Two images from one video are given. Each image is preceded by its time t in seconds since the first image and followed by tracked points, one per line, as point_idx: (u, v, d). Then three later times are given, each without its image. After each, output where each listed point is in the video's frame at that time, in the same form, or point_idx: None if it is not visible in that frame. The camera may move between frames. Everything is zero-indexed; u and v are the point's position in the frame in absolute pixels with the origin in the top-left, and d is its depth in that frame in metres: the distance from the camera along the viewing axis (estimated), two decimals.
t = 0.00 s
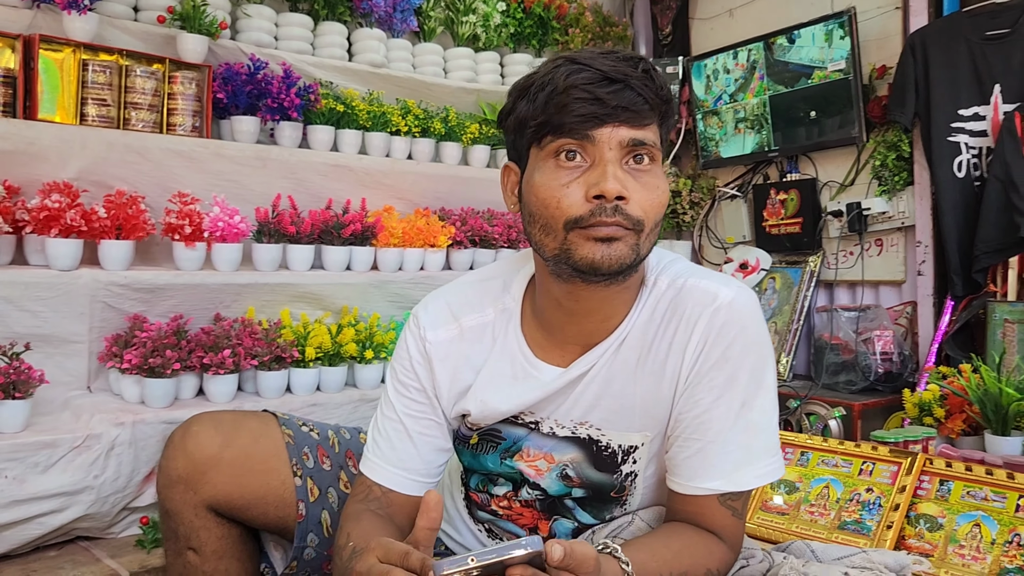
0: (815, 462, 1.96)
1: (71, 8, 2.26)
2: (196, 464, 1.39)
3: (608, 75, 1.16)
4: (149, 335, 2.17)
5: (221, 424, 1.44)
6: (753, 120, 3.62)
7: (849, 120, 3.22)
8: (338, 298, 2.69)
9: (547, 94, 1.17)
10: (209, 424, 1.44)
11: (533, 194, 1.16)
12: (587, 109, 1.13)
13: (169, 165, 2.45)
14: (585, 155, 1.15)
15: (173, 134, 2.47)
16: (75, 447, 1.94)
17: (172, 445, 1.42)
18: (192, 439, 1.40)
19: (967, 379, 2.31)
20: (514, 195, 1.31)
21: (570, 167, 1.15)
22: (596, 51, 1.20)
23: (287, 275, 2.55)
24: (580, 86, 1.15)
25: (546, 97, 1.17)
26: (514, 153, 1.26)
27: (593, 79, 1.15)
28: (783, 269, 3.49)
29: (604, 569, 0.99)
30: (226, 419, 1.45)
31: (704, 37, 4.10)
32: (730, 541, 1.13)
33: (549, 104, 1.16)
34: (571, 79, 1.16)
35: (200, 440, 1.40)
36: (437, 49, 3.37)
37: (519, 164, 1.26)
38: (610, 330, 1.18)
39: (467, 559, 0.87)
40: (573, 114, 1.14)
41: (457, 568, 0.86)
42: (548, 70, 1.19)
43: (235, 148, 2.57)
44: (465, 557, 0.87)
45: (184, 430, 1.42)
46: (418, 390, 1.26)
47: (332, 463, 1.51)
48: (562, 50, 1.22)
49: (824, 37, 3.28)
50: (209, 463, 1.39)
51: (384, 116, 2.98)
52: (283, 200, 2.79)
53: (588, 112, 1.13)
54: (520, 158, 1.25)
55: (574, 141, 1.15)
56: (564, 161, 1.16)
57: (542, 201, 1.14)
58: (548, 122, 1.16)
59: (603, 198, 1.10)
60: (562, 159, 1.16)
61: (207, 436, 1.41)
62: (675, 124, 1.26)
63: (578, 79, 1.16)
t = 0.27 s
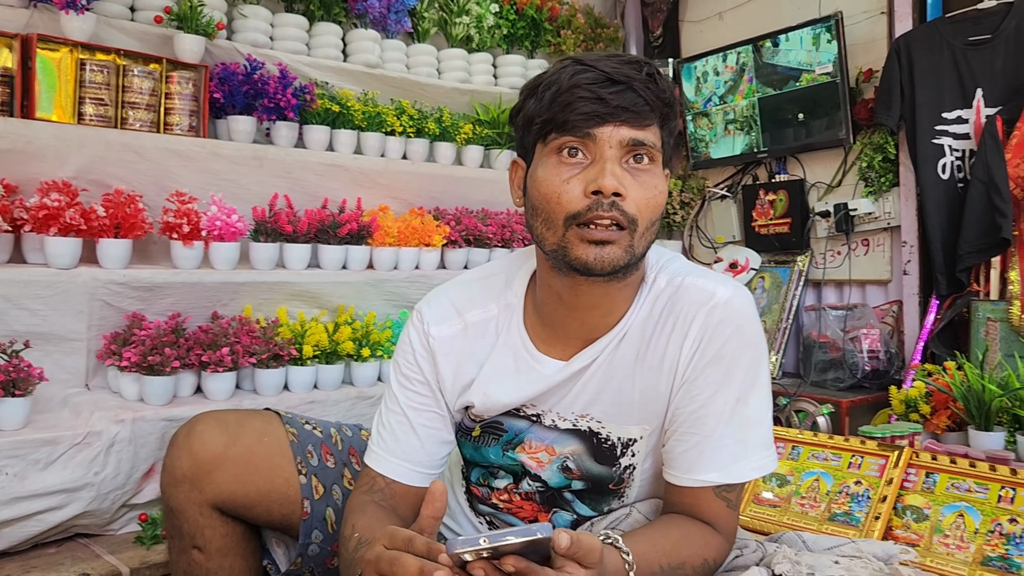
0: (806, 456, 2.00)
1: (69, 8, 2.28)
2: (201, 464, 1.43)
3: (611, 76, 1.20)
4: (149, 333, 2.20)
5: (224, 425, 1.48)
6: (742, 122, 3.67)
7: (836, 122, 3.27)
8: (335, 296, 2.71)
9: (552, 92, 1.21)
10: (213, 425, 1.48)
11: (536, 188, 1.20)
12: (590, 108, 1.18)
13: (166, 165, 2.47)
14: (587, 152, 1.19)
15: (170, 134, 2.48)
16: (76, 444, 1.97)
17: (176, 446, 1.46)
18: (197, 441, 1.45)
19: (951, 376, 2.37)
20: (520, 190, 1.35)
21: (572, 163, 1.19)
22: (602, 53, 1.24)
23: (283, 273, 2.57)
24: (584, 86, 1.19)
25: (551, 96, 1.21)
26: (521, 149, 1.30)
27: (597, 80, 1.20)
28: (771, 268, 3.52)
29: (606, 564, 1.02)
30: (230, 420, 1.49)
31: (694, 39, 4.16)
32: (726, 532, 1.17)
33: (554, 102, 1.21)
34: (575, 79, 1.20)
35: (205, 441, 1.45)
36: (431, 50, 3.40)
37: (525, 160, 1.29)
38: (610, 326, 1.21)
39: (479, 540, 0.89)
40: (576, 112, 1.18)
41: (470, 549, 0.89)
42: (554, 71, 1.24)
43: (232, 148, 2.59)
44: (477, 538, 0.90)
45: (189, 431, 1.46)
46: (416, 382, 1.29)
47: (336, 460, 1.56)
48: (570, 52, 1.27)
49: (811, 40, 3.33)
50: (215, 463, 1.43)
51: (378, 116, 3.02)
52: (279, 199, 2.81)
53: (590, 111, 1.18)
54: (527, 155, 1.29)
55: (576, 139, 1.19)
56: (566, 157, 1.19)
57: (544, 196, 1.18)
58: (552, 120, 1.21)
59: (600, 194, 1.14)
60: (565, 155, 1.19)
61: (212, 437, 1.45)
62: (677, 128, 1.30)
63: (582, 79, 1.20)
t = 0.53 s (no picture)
0: (800, 453, 2.02)
1: (64, 6, 2.26)
2: (205, 478, 1.25)
3: (611, 79, 1.20)
4: (144, 332, 2.19)
5: (229, 433, 1.30)
6: (734, 122, 3.70)
7: (825, 123, 3.31)
8: (329, 295, 2.71)
9: (552, 95, 1.22)
10: (217, 433, 1.30)
11: (537, 189, 1.22)
12: (590, 111, 1.18)
13: (161, 162, 2.46)
14: (586, 155, 1.20)
15: (165, 132, 2.48)
16: (71, 443, 1.96)
17: (176, 454, 1.29)
18: (201, 450, 1.27)
19: (941, 374, 2.40)
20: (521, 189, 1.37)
21: (571, 166, 1.21)
22: (602, 54, 1.24)
23: (279, 272, 2.57)
24: (584, 89, 1.20)
25: (551, 98, 1.22)
26: (522, 149, 1.31)
27: (596, 82, 1.20)
28: (763, 268, 3.55)
29: (605, 560, 1.02)
30: (235, 427, 1.32)
31: (688, 39, 4.19)
32: (722, 527, 1.18)
33: (554, 105, 1.21)
34: (575, 81, 1.20)
35: (209, 452, 1.26)
36: (426, 49, 3.40)
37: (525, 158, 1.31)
38: (611, 322, 1.24)
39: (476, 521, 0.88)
40: (576, 115, 1.19)
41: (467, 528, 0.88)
42: (554, 72, 1.24)
43: (227, 146, 2.58)
44: (473, 519, 0.89)
45: (191, 438, 1.29)
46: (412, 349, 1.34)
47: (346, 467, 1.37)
48: (570, 52, 1.27)
49: (802, 42, 3.36)
50: (220, 477, 1.25)
51: (373, 115, 3.02)
52: (274, 198, 2.81)
53: (590, 114, 1.18)
54: (527, 154, 1.30)
55: (576, 142, 1.20)
56: (566, 160, 1.21)
57: (544, 197, 1.20)
58: (552, 122, 1.21)
59: (599, 198, 1.16)
60: (565, 158, 1.21)
61: (217, 447, 1.27)
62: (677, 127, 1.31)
63: (582, 81, 1.21)
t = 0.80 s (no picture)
0: (804, 457, 2.02)
1: (65, 7, 2.26)
2: (229, 519, 1.22)
3: (597, 77, 1.20)
4: (145, 334, 2.19)
5: (250, 469, 1.28)
6: (734, 125, 3.70)
7: (825, 126, 3.31)
8: (329, 298, 2.71)
9: (537, 97, 1.22)
10: (237, 470, 1.27)
11: (529, 192, 1.22)
12: (577, 111, 1.19)
13: (161, 164, 2.45)
14: (575, 155, 1.20)
15: (165, 134, 2.47)
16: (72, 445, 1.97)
17: (192, 490, 1.25)
18: (223, 492, 1.23)
19: (942, 377, 2.39)
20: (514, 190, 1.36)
21: (562, 166, 1.21)
22: (586, 52, 1.24)
23: (279, 275, 2.57)
24: (569, 89, 1.20)
25: (536, 101, 1.22)
26: (512, 151, 1.31)
27: (582, 81, 1.20)
28: (763, 271, 3.54)
29: (614, 563, 1.01)
30: (253, 461, 1.29)
31: (687, 42, 4.19)
32: (728, 530, 1.18)
33: (541, 106, 1.22)
34: (560, 82, 1.20)
35: (234, 489, 1.24)
36: (426, 52, 3.40)
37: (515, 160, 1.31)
38: (610, 320, 1.25)
39: (489, 508, 0.92)
40: (563, 116, 1.19)
41: (479, 517, 0.91)
42: (540, 72, 1.24)
43: (227, 148, 2.58)
44: (486, 507, 0.93)
45: (210, 475, 1.25)
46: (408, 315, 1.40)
47: (361, 490, 1.40)
48: (554, 52, 1.26)
49: (802, 45, 3.37)
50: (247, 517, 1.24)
51: (374, 118, 3.01)
52: (275, 200, 2.81)
53: (577, 114, 1.19)
54: (518, 156, 1.30)
55: (564, 143, 1.20)
56: (556, 160, 1.21)
57: (536, 199, 1.20)
58: (540, 124, 1.22)
59: (591, 197, 1.15)
60: (554, 158, 1.21)
61: (241, 484, 1.25)
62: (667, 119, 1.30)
63: (567, 81, 1.21)
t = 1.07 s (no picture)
0: (808, 464, 2.01)
1: (69, 12, 2.27)
2: (243, 540, 1.23)
3: (570, 85, 1.20)
4: (148, 339, 2.19)
5: (264, 490, 1.26)
6: (738, 129, 3.69)
7: (830, 129, 3.30)
8: (332, 303, 2.71)
9: (511, 107, 1.21)
10: (251, 491, 1.25)
11: (505, 202, 1.21)
12: (551, 119, 1.18)
13: (164, 169, 2.45)
14: (551, 163, 1.20)
15: (169, 139, 2.48)
16: (74, 451, 1.96)
17: (206, 510, 1.24)
18: (236, 514, 1.23)
19: (948, 382, 2.35)
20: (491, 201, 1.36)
21: (538, 175, 1.20)
22: (559, 60, 1.24)
23: (282, 279, 2.56)
24: (543, 98, 1.19)
25: (510, 110, 1.22)
26: (487, 161, 1.31)
27: (556, 89, 1.19)
28: (767, 275, 3.57)
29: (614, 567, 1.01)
30: (267, 481, 1.28)
31: (691, 46, 4.15)
32: (731, 538, 1.17)
33: (515, 115, 1.21)
34: (533, 90, 1.20)
35: (246, 514, 1.23)
36: (430, 56, 3.40)
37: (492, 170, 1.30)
38: (594, 327, 1.25)
39: (485, 512, 0.94)
40: (537, 125, 1.18)
41: (476, 521, 0.93)
42: (513, 81, 1.24)
43: (230, 153, 2.59)
44: (483, 510, 0.95)
45: (224, 497, 1.24)
46: (393, 357, 1.42)
47: (375, 501, 1.39)
48: (527, 60, 1.26)
49: (808, 48, 3.37)
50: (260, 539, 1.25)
51: (377, 122, 3.01)
52: (278, 205, 2.81)
53: (552, 122, 1.18)
54: (494, 165, 1.30)
55: (539, 151, 1.20)
56: (532, 169, 1.20)
57: (512, 209, 1.19)
58: (515, 133, 1.21)
59: (567, 206, 1.15)
60: (530, 167, 1.20)
61: (254, 507, 1.24)
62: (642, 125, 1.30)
63: (541, 90, 1.20)
